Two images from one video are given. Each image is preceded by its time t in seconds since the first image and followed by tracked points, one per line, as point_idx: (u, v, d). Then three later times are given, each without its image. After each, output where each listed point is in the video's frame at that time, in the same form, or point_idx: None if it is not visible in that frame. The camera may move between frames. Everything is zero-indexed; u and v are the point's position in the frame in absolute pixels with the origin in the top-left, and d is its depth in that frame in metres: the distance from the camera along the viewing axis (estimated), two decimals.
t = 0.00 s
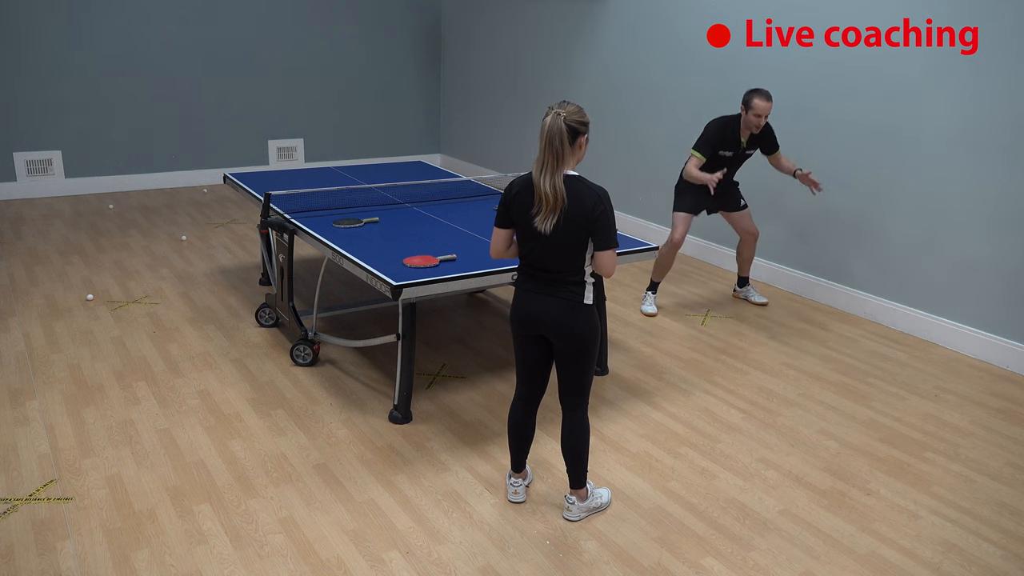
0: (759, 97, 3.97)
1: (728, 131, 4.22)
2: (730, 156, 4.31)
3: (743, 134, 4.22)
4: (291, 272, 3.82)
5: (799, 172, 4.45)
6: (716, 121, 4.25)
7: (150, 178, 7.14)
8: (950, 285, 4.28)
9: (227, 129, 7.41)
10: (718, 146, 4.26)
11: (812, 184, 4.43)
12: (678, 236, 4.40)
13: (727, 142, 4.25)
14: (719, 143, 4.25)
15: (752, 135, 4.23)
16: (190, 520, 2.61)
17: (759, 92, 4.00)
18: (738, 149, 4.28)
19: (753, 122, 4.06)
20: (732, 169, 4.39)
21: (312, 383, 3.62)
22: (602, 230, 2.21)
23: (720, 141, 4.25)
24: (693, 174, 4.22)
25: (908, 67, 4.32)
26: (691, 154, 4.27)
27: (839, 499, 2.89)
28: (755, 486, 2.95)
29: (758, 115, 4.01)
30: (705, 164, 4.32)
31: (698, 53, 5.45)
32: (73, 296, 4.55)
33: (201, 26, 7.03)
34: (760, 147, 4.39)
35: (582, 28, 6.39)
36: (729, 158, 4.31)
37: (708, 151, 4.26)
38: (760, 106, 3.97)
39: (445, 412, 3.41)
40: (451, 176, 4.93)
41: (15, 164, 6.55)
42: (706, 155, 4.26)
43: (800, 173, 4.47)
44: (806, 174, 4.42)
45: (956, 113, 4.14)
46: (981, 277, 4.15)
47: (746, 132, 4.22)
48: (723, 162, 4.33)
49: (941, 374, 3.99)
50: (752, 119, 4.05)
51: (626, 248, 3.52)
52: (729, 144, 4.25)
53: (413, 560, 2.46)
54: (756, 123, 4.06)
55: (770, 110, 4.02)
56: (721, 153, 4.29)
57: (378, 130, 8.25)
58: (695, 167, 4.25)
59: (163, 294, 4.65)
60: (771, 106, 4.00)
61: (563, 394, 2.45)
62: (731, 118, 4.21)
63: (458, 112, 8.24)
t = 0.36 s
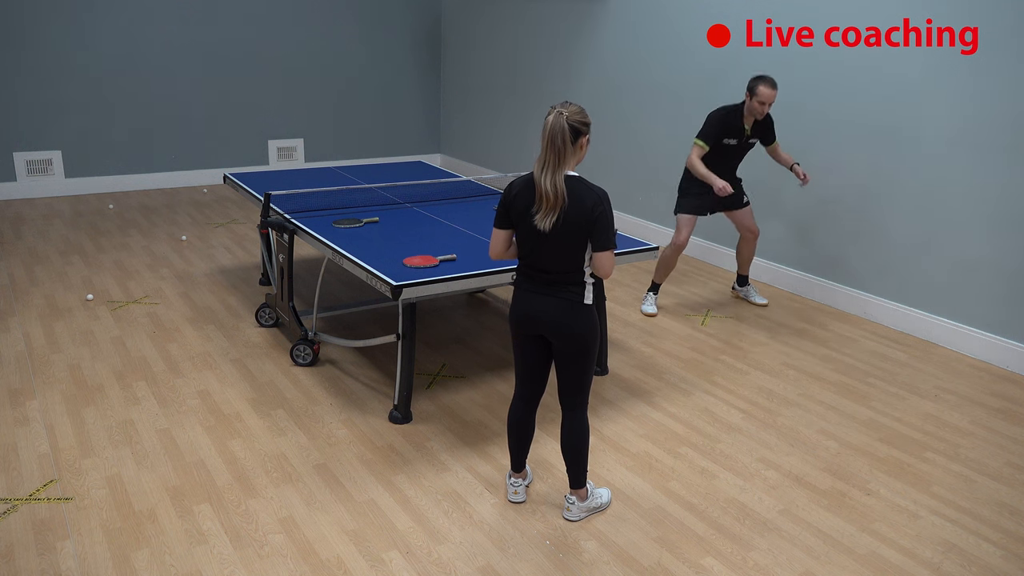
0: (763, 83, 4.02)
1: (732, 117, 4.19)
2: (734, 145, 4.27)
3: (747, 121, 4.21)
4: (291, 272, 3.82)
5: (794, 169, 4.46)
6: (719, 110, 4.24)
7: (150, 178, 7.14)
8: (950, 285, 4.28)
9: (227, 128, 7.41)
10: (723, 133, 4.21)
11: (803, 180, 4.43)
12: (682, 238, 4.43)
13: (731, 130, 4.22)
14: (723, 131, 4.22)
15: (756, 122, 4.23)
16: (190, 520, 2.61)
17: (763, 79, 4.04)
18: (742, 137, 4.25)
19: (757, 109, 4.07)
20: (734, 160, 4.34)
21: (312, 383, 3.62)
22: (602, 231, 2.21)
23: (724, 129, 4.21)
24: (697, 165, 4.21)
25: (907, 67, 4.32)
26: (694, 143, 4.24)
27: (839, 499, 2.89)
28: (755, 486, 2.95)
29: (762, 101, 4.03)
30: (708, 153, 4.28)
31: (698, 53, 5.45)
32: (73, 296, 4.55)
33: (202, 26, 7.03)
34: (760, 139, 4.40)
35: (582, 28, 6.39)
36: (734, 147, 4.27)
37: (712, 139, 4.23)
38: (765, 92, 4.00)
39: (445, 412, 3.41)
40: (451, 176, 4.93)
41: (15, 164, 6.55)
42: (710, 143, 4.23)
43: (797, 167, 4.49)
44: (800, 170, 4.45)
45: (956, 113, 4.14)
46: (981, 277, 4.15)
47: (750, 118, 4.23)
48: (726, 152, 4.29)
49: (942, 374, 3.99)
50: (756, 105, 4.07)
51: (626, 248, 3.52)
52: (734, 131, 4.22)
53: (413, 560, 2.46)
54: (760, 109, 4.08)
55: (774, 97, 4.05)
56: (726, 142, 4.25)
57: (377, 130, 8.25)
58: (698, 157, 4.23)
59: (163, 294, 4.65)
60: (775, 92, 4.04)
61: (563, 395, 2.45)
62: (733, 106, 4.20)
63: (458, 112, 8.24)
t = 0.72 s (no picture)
0: (788, 73, 3.98)
1: (757, 110, 4.17)
2: (760, 139, 4.23)
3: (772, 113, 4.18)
4: (291, 272, 3.82)
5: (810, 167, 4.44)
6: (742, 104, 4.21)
7: (150, 178, 7.14)
8: (950, 285, 4.28)
9: (227, 128, 7.41)
10: (749, 126, 4.18)
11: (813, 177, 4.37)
12: (726, 239, 4.25)
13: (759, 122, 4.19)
14: (749, 124, 4.18)
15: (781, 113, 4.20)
16: (190, 520, 2.61)
17: (787, 69, 4.01)
18: (768, 129, 4.22)
19: (782, 99, 4.05)
20: (761, 154, 4.31)
21: (312, 383, 3.62)
22: (603, 231, 2.22)
23: (749, 122, 4.18)
24: (722, 155, 4.15)
25: (907, 67, 4.32)
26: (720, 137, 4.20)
27: (839, 499, 2.89)
28: (755, 486, 2.95)
29: (787, 92, 4.01)
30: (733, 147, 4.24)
31: (698, 53, 5.45)
32: (73, 296, 4.55)
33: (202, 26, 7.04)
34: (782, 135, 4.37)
35: (582, 28, 6.39)
36: (760, 140, 4.24)
37: (737, 132, 4.19)
38: (790, 82, 3.97)
39: (445, 412, 3.41)
40: (451, 176, 4.93)
41: (15, 164, 6.55)
42: (734, 136, 4.19)
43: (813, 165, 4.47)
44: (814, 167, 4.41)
45: (957, 113, 4.14)
46: (980, 277, 4.15)
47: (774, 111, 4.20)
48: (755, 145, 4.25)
49: (942, 374, 3.99)
50: (781, 96, 4.04)
51: (626, 248, 3.52)
52: (760, 124, 4.19)
53: (413, 560, 2.46)
54: (784, 101, 4.06)
55: (798, 87, 4.03)
56: (752, 135, 4.22)
57: (377, 130, 8.25)
58: (723, 150, 4.18)
59: (163, 294, 4.65)
60: (800, 82, 4.01)
61: (562, 395, 2.45)
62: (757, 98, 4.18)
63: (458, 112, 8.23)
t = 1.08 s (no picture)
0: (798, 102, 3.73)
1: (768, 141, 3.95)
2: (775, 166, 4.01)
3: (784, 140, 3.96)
4: (291, 272, 3.82)
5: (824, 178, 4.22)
6: (752, 134, 3.97)
7: (150, 177, 7.14)
8: (950, 284, 4.28)
9: (227, 128, 7.41)
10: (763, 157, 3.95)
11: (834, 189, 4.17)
12: (757, 260, 3.99)
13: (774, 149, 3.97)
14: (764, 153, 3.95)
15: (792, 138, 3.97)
16: (190, 520, 2.61)
17: (797, 96, 3.75)
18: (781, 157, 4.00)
19: (794, 128, 3.81)
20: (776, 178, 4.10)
21: (312, 383, 3.62)
22: (604, 231, 2.22)
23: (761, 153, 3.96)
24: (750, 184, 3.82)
25: (907, 67, 4.32)
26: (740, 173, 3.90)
27: (839, 499, 2.89)
28: (755, 486, 2.95)
29: (799, 121, 3.76)
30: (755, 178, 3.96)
31: (698, 53, 5.45)
32: (73, 296, 4.55)
33: (202, 27, 7.04)
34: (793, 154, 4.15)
35: (582, 28, 6.39)
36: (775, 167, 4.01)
37: (755, 163, 3.93)
38: (802, 111, 3.72)
39: (445, 412, 3.41)
40: (450, 176, 4.93)
41: (15, 164, 6.55)
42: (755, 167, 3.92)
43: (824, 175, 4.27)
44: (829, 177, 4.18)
45: (957, 113, 4.14)
46: (981, 277, 4.15)
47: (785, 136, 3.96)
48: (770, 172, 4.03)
49: (942, 374, 3.99)
50: (793, 125, 3.80)
51: (626, 248, 3.52)
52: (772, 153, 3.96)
53: (413, 560, 2.46)
54: (797, 128, 3.82)
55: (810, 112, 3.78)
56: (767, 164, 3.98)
57: (377, 130, 8.25)
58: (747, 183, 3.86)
59: (163, 294, 4.65)
60: (812, 108, 3.76)
61: (562, 394, 2.45)
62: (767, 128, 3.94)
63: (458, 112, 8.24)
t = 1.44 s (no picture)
0: (802, 117, 3.64)
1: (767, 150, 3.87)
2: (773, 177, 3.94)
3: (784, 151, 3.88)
4: (291, 272, 3.82)
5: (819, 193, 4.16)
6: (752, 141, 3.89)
7: (150, 177, 7.14)
8: (950, 284, 4.28)
9: (227, 128, 7.41)
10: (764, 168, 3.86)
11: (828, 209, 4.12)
12: (759, 263, 3.97)
13: (773, 162, 3.88)
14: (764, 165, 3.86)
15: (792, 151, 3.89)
16: (190, 520, 2.61)
17: (802, 110, 3.66)
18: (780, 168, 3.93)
19: (796, 143, 3.73)
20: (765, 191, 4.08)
21: (312, 383, 3.62)
22: (604, 230, 2.22)
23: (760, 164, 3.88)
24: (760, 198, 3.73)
25: (907, 67, 4.32)
26: (748, 178, 3.80)
27: (839, 499, 2.89)
28: (755, 486, 2.95)
29: (802, 135, 3.69)
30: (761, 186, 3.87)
31: (698, 53, 5.45)
32: (73, 296, 4.55)
33: (202, 27, 7.04)
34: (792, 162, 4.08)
35: (582, 28, 6.39)
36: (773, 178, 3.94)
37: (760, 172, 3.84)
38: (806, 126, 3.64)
39: (445, 412, 3.41)
40: (450, 176, 4.93)
41: (15, 164, 6.55)
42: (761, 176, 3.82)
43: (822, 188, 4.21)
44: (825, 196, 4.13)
45: (957, 113, 4.14)
46: (980, 277, 4.15)
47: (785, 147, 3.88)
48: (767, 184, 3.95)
49: (942, 374, 3.99)
50: (795, 140, 3.72)
51: (626, 248, 3.52)
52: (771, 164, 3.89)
53: (413, 560, 2.46)
54: (799, 143, 3.74)
55: (813, 129, 3.69)
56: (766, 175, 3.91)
57: (377, 130, 8.25)
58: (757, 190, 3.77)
59: (163, 294, 4.65)
60: (815, 124, 3.68)
61: (562, 393, 2.45)
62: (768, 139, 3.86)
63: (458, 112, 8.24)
